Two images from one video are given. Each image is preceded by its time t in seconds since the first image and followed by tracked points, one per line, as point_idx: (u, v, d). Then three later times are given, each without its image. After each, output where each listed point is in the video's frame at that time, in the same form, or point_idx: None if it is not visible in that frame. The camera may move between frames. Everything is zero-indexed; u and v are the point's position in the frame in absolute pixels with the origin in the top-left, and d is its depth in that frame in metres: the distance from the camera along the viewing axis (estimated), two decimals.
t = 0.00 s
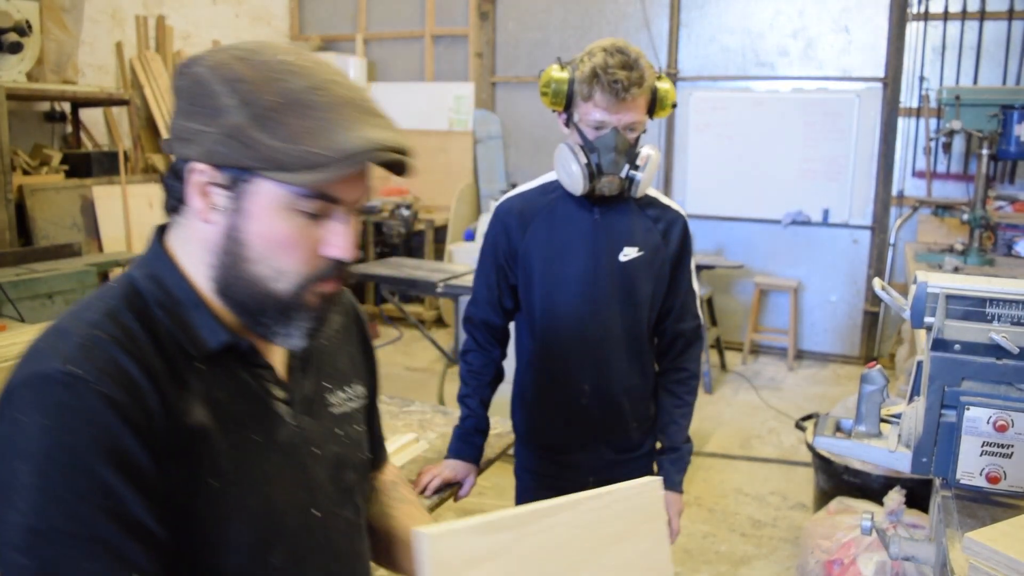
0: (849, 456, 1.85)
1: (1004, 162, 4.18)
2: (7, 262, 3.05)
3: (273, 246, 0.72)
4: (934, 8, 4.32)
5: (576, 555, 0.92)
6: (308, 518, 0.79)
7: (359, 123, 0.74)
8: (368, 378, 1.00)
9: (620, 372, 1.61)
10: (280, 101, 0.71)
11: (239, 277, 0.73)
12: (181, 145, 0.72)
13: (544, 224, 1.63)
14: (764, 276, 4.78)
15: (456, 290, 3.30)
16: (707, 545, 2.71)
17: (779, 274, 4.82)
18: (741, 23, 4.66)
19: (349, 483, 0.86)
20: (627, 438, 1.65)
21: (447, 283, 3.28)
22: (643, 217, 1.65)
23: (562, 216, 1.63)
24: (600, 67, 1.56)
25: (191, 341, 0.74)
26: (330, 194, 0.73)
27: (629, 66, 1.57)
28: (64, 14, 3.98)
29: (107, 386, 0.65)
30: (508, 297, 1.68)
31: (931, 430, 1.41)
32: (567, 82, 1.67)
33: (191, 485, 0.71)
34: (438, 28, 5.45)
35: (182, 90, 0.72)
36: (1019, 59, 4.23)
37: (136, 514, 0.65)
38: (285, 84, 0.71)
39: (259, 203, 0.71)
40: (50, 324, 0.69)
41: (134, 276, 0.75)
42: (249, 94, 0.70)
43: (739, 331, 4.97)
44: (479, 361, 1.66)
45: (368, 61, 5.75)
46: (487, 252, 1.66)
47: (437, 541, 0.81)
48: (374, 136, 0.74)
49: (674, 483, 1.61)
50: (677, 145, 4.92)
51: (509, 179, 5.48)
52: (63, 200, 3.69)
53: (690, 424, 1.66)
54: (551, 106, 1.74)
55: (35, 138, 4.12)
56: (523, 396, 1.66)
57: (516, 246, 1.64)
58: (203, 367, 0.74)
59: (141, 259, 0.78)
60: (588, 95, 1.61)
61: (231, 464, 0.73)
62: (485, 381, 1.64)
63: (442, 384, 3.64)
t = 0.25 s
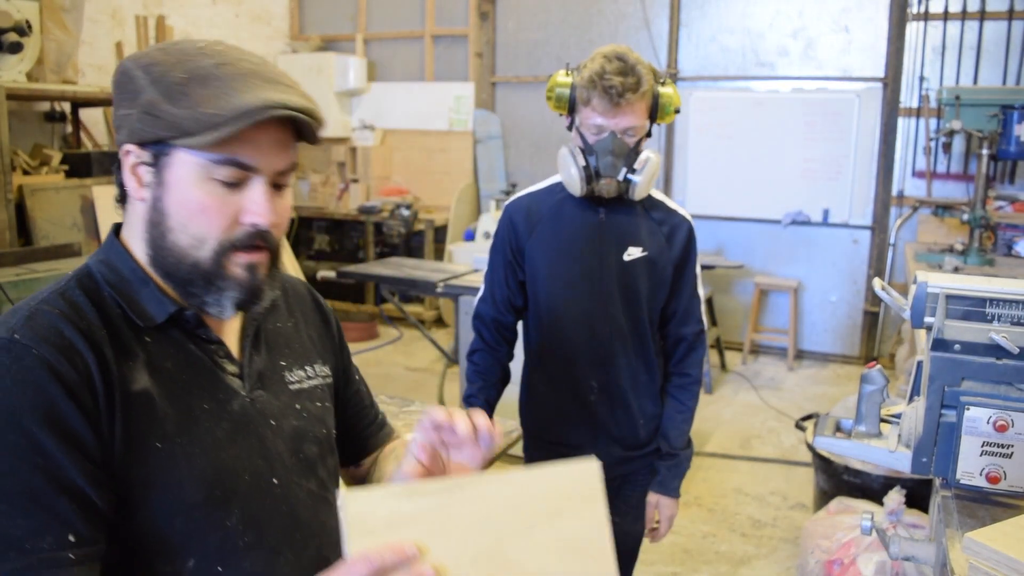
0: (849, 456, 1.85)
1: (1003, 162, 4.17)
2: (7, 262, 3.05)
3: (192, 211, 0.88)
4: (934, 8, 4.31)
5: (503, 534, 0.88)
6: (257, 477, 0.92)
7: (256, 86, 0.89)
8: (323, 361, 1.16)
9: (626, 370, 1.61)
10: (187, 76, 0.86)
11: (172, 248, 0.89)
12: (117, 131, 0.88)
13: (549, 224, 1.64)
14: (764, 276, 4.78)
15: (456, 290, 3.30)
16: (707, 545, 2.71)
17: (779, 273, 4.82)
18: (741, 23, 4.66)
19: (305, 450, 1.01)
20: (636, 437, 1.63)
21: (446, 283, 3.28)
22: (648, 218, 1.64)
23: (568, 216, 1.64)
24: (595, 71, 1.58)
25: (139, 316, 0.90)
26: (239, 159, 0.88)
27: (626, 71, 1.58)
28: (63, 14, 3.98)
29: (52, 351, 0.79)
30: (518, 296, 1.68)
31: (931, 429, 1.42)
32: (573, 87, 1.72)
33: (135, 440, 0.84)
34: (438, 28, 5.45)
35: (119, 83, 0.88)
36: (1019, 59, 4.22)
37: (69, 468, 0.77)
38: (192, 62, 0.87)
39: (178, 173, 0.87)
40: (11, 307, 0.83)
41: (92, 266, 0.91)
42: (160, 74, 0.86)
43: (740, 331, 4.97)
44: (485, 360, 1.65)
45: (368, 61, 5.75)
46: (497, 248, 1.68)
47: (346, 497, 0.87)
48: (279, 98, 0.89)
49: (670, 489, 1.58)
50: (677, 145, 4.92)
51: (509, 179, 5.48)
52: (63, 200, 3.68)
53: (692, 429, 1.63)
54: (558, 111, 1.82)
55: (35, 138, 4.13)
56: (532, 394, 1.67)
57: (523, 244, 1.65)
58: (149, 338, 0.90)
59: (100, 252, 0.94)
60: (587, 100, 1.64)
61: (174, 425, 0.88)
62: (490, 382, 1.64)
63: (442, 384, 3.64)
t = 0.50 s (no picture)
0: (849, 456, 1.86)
1: (1003, 162, 4.17)
2: (7, 262, 3.05)
3: (141, 189, 0.94)
4: (934, 8, 4.32)
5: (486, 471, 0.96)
6: (248, 471, 0.95)
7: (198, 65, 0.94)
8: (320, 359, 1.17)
9: (625, 371, 1.61)
10: (145, 65, 0.94)
11: (127, 229, 0.95)
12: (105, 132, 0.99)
13: (552, 224, 1.65)
14: (764, 276, 4.78)
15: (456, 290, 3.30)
16: (707, 545, 2.71)
17: (779, 273, 4.82)
18: (741, 23, 4.66)
19: (299, 446, 1.03)
20: (637, 438, 1.62)
21: (446, 283, 3.28)
22: (650, 220, 1.63)
23: (570, 217, 1.64)
24: (585, 70, 1.64)
25: (130, 312, 0.93)
26: (179, 136, 0.94)
27: (615, 69, 1.63)
28: (63, 14, 3.98)
29: (48, 342, 0.81)
30: (521, 295, 1.68)
31: (931, 430, 1.42)
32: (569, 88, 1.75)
33: (129, 432, 0.87)
34: (438, 28, 5.45)
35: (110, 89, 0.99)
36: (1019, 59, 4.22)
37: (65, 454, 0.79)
38: (153, 57, 0.96)
39: (131, 156, 0.95)
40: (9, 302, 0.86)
41: (88, 264, 0.95)
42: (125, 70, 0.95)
43: (739, 331, 4.97)
44: (486, 360, 1.65)
45: (368, 61, 5.75)
46: (500, 247, 1.69)
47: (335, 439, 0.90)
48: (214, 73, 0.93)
49: (669, 492, 1.57)
50: (677, 145, 4.92)
51: (509, 179, 5.48)
52: (64, 200, 3.69)
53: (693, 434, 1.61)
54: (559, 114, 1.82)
55: (35, 138, 4.13)
56: (533, 393, 1.67)
57: (526, 244, 1.66)
58: (142, 333, 0.93)
59: (97, 251, 0.98)
60: (579, 99, 1.67)
61: (167, 418, 0.90)
62: (491, 381, 1.64)
63: (442, 383, 3.64)
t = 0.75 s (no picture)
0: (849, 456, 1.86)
1: (1003, 162, 4.18)
2: (7, 262, 3.05)
3: (141, 187, 0.94)
4: (933, 8, 4.33)
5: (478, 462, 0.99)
6: (252, 475, 0.95)
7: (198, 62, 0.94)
8: (324, 363, 1.17)
9: (631, 370, 1.61)
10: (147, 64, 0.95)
11: (129, 229, 0.95)
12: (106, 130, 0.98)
13: (554, 224, 1.65)
14: (764, 276, 4.78)
15: (456, 290, 3.30)
16: (707, 545, 2.71)
17: (779, 273, 4.82)
18: (741, 23, 4.66)
19: (302, 452, 1.02)
20: (643, 437, 1.62)
21: (446, 283, 3.28)
22: (652, 218, 1.64)
23: (572, 217, 1.65)
24: (579, 69, 1.63)
25: (134, 312, 0.93)
26: (178, 135, 0.94)
27: (608, 67, 1.62)
28: (63, 14, 3.98)
29: (56, 342, 0.81)
30: (519, 297, 1.68)
31: (931, 429, 1.42)
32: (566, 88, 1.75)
33: (134, 434, 0.87)
34: (438, 28, 5.45)
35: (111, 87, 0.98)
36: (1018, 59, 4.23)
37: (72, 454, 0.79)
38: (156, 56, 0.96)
39: (133, 156, 0.95)
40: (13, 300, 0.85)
41: (91, 262, 0.95)
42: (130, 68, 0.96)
43: (739, 331, 4.97)
44: (486, 359, 1.66)
45: (368, 61, 5.75)
46: (501, 250, 1.69)
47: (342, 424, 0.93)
48: (211, 70, 0.93)
49: (673, 490, 1.57)
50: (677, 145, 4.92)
51: (509, 179, 5.48)
52: (64, 200, 3.69)
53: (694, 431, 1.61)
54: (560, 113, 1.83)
55: (35, 138, 4.13)
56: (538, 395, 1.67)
57: (528, 244, 1.66)
58: (146, 335, 0.93)
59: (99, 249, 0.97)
60: (574, 98, 1.68)
61: (172, 421, 0.90)
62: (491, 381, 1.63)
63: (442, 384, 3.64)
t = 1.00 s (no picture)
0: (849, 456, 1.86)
1: (1003, 162, 4.18)
2: (7, 262, 3.05)
3: (161, 195, 0.87)
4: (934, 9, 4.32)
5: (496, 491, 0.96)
6: (262, 483, 0.93)
7: (219, 66, 0.88)
8: (332, 366, 1.15)
9: (632, 372, 1.61)
10: (159, 62, 0.87)
11: (145, 237, 0.88)
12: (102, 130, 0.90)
13: (550, 228, 1.65)
14: (764, 276, 4.78)
15: (456, 290, 3.30)
16: (707, 545, 2.71)
17: (779, 274, 4.82)
18: (741, 23, 4.67)
19: (311, 457, 1.01)
20: (643, 437, 1.62)
21: (446, 283, 3.28)
22: (649, 220, 1.65)
23: (569, 220, 1.65)
24: (576, 72, 1.64)
25: (144, 315, 0.89)
26: (199, 142, 0.87)
27: (605, 69, 1.62)
28: (63, 14, 3.98)
29: (67, 346, 0.79)
30: (517, 299, 1.69)
31: (931, 429, 1.42)
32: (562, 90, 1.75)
33: (144, 440, 0.85)
34: (438, 28, 5.46)
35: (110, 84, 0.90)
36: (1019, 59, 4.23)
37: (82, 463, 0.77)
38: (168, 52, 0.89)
39: (145, 159, 0.87)
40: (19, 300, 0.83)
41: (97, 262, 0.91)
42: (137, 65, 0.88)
43: (739, 331, 4.98)
44: (485, 362, 1.65)
45: (368, 61, 5.76)
46: (498, 254, 1.69)
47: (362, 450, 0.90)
48: (241, 80, 0.88)
49: (682, 487, 1.62)
50: (677, 145, 4.92)
51: (509, 179, 5.48)
52: (64, 200, 3.69)
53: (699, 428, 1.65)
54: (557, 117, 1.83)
55: (35, 138, 4.13)
56: (538, 397, 1.66)
57: (525, 248, 1.66)
58: (156, 338, 0.89)
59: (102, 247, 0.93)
60: (571, 101, 1.68)
61: (182, 427, 0.88)
62: (490, 383, 1.63)
63: (442, 383, 3.64)
